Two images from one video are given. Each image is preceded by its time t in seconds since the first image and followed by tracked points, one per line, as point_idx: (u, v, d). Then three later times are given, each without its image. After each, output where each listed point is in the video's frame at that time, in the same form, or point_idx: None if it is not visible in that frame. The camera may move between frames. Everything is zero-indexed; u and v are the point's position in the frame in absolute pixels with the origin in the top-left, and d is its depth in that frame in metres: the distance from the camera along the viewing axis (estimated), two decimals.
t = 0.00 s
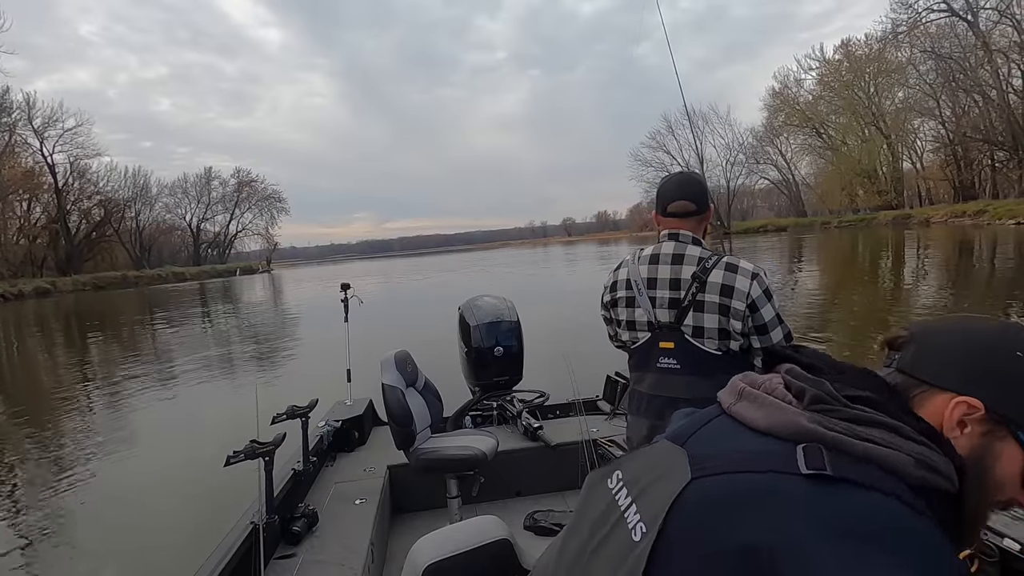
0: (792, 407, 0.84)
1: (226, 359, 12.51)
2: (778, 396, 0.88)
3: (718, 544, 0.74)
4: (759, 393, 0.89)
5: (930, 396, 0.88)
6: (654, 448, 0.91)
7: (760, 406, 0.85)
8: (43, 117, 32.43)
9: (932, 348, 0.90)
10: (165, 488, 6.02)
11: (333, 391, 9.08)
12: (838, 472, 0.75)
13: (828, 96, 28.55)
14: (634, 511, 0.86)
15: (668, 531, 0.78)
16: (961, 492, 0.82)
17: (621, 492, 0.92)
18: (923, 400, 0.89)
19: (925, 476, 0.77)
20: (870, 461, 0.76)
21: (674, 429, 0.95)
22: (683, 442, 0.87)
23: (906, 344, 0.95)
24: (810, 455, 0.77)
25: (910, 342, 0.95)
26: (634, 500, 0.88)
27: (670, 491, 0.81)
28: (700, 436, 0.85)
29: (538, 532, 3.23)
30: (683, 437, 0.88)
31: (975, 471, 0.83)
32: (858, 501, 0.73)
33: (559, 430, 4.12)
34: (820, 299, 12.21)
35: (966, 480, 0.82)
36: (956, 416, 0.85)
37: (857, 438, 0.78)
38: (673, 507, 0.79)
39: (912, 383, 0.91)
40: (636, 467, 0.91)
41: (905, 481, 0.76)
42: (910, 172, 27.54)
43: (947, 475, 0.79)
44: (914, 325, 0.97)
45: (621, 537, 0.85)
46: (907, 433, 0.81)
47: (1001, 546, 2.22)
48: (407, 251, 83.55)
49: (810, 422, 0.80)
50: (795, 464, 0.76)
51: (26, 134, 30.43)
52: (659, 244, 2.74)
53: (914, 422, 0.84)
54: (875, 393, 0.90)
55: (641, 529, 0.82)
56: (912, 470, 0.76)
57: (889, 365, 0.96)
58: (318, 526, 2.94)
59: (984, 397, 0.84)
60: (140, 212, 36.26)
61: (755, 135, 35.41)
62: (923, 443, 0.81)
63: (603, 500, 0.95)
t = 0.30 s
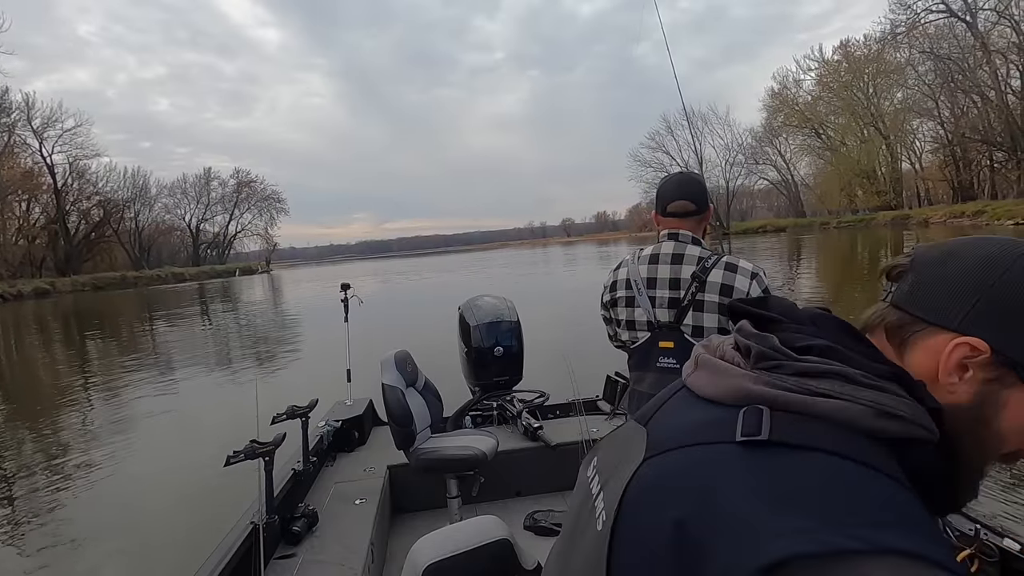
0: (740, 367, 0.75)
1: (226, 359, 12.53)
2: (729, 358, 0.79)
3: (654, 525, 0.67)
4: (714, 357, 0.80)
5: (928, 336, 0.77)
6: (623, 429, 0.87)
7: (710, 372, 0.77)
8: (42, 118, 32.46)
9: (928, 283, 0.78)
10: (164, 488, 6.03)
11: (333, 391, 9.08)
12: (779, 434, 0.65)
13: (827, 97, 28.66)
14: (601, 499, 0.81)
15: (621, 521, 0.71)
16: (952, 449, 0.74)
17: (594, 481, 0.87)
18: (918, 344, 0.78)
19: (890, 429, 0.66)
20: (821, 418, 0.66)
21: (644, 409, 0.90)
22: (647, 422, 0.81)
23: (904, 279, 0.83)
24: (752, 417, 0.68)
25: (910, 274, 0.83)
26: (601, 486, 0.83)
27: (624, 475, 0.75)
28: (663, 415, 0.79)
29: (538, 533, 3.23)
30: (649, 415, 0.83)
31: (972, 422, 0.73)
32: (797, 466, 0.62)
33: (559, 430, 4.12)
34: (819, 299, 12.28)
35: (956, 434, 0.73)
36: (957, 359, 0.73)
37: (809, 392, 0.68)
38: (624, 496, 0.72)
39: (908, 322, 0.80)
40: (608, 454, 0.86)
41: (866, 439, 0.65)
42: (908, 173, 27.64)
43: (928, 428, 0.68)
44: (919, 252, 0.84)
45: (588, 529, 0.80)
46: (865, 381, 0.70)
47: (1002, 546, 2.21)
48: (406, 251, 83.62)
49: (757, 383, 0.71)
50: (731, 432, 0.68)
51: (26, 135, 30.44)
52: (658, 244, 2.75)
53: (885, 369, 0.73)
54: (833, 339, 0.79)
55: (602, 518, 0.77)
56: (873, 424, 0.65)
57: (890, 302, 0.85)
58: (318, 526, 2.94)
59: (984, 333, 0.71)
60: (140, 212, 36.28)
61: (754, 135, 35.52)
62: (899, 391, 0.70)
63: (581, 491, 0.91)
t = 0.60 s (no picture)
0: (710, 364, 0.75)
1: (226, 359, 12.54)
2: (702, 355, 0.79)
3: (614, 528, 0.67)
4: (691, 356, 0.80)
5: (928, 331, 0.76)
6: (608, 430, 0.89)
7: (688, 371, 0.77)
8: (41, 118, 32.44)
9: (930, 273, 0.77)
10: (164, 488, 6.03)
11: (333, 391, 9.08)
12: (740, 435, 0.65)
13: (826, 97, 28.64)
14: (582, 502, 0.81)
15: (593, 528, 0.71)
16: (942, 444, 0.75)
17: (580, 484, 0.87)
18: (920, 337, 0.77)
19: (857, 427, 0.66)
20: (785, 417, 0.66)
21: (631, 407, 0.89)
22: (628, 423, 0.81)
23: (908, 264, 0.81)
24: (714, 417, 0.68)
25: (912, 263, 0.80)
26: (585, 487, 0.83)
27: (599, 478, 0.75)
28: (640, 416, 0.78)
29: (538, 532, 3.24)
30: (630, 416, 0.83)
31: (980, 422, 0.72)
32: (753, 469, 0.62)
33: (559, 430, 4.12)
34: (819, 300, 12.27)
35: (940, 431, 0.75)
36: (961, 356, 0.71)
37: (777, 389, 0.67)
38: (597, 498, 0.73)
39: (905, 313, 0.79)
40: (592, 457, 0.87)
41: (835, 439, 0.65)
42: (908, 173, 27.57)
43: (906, 427, 0.68)
44: (926, 234, 0.81)
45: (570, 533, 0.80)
46: (836, 374, 0.69)
47: (1001, 546, 2.22)
48: (406, 252, 83.62)
49: (727, 380, 0.71)
50: (692, 432, 0.68)
51: (25, 135, 30.41)
52: (656, 244, 2.76)
53: (861, 361, 0.73)
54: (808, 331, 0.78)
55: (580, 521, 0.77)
56: (838, 422, 0.65)
57: (890, 290, 0.83)
58: (318, 526, 2.94)
59: (997, 328, 0.69)
60: (139, 213, 36.26)
61: (753, 136, 35.53)
62: (875, 386, 0.69)
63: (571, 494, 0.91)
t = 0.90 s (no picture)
0: (715, 375, 0.75)
1: (225, 359, 12.53)
2: (711, 366, 0.79)
3: (609, 533, 0.67)
4: (699, 368, 0.80)
5: (946, 357, 0.76)
6: (611, 437, 0.89)
7: (695, 382, 0.77)
8: (39, 118, 32.42)
9: (949, 297, 0.76)
10: (164, 488, 6.03)
11: (333, 391, 9.07)
12: (738, 443, 0.65)
13: (825, 97, 28.67)
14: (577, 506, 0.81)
15: (587, 533, 0.70)
16: (946, 461, 0.76)
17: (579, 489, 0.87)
18: (936, 363, 0.77)
19: (860, 443, 0.65)
20: (786, 431, 0.66)
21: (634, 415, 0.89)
22: (630, 431, 0.81)
23: (928, 286, 0.80)
24: (714, 426, 0.68)
25: (932, 285, 0.80)
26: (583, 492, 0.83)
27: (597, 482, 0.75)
28: (644, 424, 0.79)
29: (538, 532, 3.24)
30: (633, 422, 0.84)
31: (992, 452, 0.72)
32: (750, 479, 0.62)
33: (559, 430, 4.12)
34: (818, 299, 12.31)
35: (948, 454, 0.75)
36: (979, 385, 0.71)
37: (781, 402, 0.67)
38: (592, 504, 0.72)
39: (924, 338, 0.79)
40: (594, 464, 0.86)
41: (834, 455, 0.65)
42: (907, 173, 27.58)
43: (912, 446, 0.67)
44: (948, 253, 0.80)
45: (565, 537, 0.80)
46: (840, 391, 0.69)
47: (1002, 546, 2.23)
48: (405, 252, 83.65)
49: (731, 393, 0.71)
50: (692, 440, 0.68)
51: (23, 135, 30.37)
52: (655, 243, 2.76)
53: (868, 379, 0.73)
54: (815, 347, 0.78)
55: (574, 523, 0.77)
56: (841, 438, 0.65)
57: (907, 312, 0.83)
58: (318, 526, 2.94)
59: (1015, 358, 0.69)
60: (137, 212, 36.23)
61: (752, 136, 35.58)
62: (879, 404, 0.69)
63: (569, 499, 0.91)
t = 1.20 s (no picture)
0: (718, 380, 0.75)
1: (224, 359, 12.53)
2: (712, 370, 0.79)
3: (606, 539, 0.67)
4: (700, 371, 0.81)
5: (955, 365, 0.76)
6: (611, 439, 0.90)
7: (696, 386, 0.77)
8: (38, 118, 32.39)
9: (960, 304, 0.76)
10: (164, 488, 6.04)
11: (333, 391, 9.07)
12: (741, 452, 0.65)
13: (824, 98, 28.71)
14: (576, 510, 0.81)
15: (584, 538, 0.70)
16: (952, 471, 0.76)
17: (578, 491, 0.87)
18: (943, 372, 0.78)
19: (864, 453, 0.66)
20: (788, 440, 0.66)
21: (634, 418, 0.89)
22: (631, 434, 0.81)
23: (937, 293, 0.80)
24: (715, 433, 0.68)
25: (940, 291, 0.80)
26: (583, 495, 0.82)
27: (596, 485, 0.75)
28: (644, 427, 0.79)
29: (539, 533, 3.24)
30: (634, 424, 0.84)
31: (1004, 464, 0.72)
32: (753, 490, 0.62)
33: (560, 430, 4.12)
34: (817, 298, 12.34)
35: (955, 464, 0.76)
36: (989, 398, 0.71)
37: (785, 410, 0.67)
38: (593, 509, 0.72)
39: (933, 348, 0.79)
40: (592, 468, 0.86)
41: (838, 465, 0.65)
42: (906, 173, 27.61)
43: (916, 456, 0.68)
44: (955, 258, 0.80)
45: (564, 541, 0.80)
46: (846, 400, 0.69)
47: (1003, 546, 2.23)
48: (404, 253, 83.62)
49: (734, 400, 0.71)
50: (692, 448, 0.68)
51: (22, 134, 30.33)
52: (662, 243, 2.76)
53: (874, 388, 0.73)
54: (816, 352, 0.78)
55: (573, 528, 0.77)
56: (844, 448, 0.65)
57: (914, 320, 0.83)
58: (318, 526, 2.94)
59: None
60: (137, 212, 36.23)
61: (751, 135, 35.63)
62: (883, 414, 0.69)
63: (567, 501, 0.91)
